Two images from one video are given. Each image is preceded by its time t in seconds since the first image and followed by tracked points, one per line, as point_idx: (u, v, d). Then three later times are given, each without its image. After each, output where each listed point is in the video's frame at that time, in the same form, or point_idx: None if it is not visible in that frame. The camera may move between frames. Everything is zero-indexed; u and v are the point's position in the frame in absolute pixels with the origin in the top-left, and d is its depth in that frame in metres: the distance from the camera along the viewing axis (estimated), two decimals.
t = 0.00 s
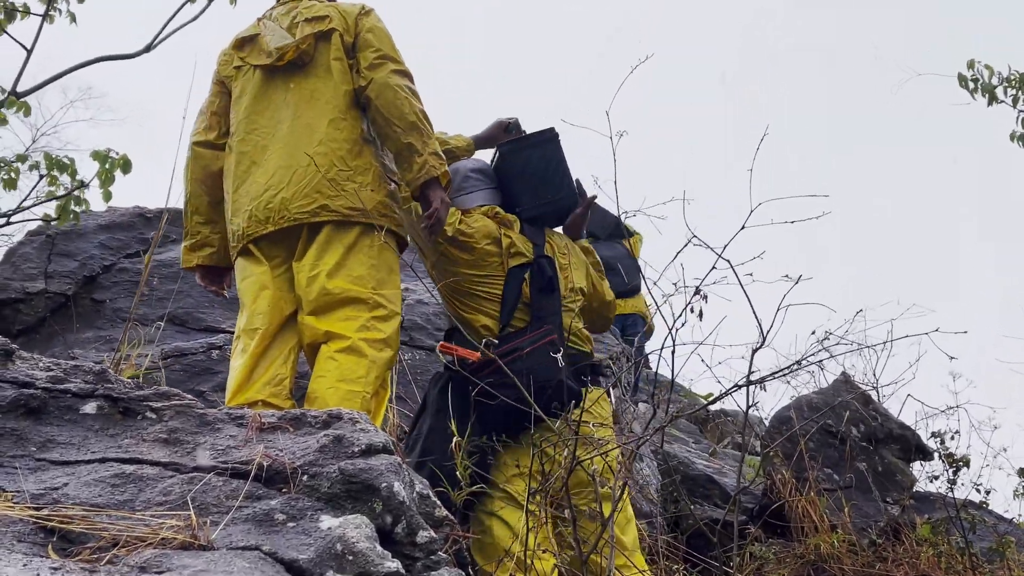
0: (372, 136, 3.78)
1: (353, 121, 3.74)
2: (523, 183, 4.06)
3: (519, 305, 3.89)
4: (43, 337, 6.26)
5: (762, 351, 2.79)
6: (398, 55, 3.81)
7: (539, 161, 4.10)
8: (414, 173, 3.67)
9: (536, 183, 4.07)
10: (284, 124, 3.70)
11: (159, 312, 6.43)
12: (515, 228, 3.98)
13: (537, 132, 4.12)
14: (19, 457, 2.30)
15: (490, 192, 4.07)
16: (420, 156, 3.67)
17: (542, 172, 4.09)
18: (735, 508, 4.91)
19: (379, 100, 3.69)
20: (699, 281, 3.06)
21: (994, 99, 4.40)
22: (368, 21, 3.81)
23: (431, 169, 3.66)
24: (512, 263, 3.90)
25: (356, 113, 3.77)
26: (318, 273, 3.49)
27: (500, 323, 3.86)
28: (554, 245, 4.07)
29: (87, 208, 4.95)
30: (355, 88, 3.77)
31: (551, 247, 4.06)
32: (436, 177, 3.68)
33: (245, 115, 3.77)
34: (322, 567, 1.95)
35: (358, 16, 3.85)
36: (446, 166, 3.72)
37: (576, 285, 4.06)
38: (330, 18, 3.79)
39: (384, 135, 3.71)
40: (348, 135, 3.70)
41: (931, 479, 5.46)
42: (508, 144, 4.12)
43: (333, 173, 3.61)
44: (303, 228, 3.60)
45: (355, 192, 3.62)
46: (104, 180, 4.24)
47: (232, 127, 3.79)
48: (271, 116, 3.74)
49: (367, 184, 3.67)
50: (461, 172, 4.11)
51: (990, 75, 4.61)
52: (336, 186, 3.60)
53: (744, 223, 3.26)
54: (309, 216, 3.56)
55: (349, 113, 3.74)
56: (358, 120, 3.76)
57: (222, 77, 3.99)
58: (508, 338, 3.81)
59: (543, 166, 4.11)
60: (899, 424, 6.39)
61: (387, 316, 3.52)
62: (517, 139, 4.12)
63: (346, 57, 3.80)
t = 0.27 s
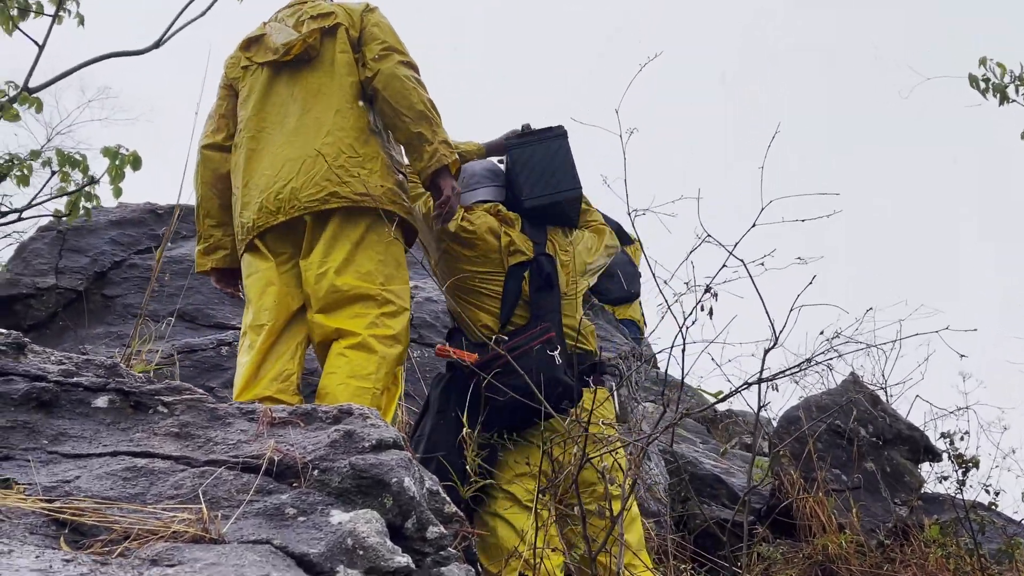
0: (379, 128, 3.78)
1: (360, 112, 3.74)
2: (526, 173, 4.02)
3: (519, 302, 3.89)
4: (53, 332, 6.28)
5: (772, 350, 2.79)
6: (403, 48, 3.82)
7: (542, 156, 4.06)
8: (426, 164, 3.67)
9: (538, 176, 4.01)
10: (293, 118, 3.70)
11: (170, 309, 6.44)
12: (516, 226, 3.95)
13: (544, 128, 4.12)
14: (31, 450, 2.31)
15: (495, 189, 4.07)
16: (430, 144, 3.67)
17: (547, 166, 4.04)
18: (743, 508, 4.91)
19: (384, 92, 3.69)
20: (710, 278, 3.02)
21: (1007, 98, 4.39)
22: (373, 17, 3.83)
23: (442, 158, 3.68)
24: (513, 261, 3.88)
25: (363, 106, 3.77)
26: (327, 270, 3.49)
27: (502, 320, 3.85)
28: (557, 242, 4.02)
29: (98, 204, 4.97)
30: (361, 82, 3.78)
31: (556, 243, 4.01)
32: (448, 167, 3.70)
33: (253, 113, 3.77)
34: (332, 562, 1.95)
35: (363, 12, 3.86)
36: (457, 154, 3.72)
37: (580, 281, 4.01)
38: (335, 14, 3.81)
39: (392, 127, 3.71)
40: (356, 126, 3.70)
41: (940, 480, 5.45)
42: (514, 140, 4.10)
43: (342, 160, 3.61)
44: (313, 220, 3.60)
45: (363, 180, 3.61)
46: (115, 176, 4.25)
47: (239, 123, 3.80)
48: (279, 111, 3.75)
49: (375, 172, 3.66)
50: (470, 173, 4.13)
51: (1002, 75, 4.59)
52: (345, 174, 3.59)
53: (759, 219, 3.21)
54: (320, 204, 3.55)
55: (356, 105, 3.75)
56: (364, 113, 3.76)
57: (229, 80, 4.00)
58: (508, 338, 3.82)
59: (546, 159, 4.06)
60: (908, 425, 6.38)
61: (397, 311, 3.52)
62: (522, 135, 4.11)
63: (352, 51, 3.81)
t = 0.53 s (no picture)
0: (385, 125, 3.78)
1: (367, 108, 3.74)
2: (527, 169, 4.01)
3: (524, 299, 3.85)
4: (65, 328, 6.30)
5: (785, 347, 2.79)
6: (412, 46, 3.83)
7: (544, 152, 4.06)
8: (428, 163, 3.68)
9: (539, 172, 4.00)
10: (299, 111, 3.70)
11: (181, 305, 6.45)
12: (518, 221, 3.94)
13: (546, 124, 4.11)
14: (46, 444, 2.31)
15: (500, 185, 4.08)
16: (434, 147, 3.69)
17: (548, 161, 4.03)
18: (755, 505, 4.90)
19: (390, 87, 3.69)
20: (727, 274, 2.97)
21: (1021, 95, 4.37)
22: (386, 17, 3.84)
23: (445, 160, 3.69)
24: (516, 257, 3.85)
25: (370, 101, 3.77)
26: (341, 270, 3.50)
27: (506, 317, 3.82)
28: (561, 235, 3.99)
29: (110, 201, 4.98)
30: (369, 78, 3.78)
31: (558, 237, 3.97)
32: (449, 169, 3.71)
33: (263, 107, 3.78)
34: (347, 557, 1.95)
35: (376, 13, 3.88)
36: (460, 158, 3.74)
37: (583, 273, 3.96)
38: (349, 14, 3.82)
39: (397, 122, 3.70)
40: (361, 120, 3.70)
41: (952, 479, 5.44)
42: (515, 137, 4.11)
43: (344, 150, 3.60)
44: (318, 211, 3.60)
45: (366, 170, 3.59)
46: (127, 173, 4.26)
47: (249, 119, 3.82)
48: (288, 105, 3.75)
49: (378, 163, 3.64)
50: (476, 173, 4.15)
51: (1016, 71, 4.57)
52: (346, 161, 3.58)
53: (774, 215, 3.18)
54: (318, 183, 3.53)
55: (363, 100, 3.74)
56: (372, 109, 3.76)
57: (244, 80, 4.02)
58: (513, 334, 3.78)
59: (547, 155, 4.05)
60: (919, 424, 6.36)
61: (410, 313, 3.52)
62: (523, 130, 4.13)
63: (362, 49, 3.81)
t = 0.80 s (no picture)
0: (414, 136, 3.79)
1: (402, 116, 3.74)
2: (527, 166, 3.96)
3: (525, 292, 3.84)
4: (77, 328, 6.31)
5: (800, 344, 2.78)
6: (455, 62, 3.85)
7: (546, 146, 4.02)
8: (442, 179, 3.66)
9: (540, 165, 3.95)
10: (337, 109, 3.70)
11: (192, 305, 6.47)
12: (520, 217, 3.95)
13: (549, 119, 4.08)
14: (61, 442, 2.32)
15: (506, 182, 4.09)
16: (452, 166, 3.67)
17: (548, 156, 3.97)
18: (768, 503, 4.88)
19: (428, 100, 3.70)
20: (741, 272, 2.98)
21: None
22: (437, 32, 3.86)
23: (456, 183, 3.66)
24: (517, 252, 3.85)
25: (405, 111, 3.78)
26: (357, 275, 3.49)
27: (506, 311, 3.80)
28: (565, 229, 3.99)
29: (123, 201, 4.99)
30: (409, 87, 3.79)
31: (562, 230, 3.96)
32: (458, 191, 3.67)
33: (299, 96, 3.77)
34: (363, 554, 1.95)
35: (427, 27, 3.90)
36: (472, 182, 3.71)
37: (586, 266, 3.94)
38: (403, 23, 3.84)
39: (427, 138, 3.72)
40: (394, 129, 3.70)
41: (965, 477, 5.41)
42: (516, 134, 4.08)
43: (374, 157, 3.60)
44: (340, 213, 3.60)
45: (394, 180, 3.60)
46: (139, 172, 4.27)
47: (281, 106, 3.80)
48: (323, 100, 3.75)
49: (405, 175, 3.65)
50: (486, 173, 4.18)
51: None
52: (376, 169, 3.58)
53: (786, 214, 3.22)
54: (344, 187, 3.53)
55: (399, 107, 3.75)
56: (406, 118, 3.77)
57: (280, 59, 3.99)
58: (513, 327, 3.76)
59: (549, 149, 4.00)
60: (931, 422, 6.34)
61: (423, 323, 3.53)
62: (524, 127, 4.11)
63: (409, 58, 3.82)
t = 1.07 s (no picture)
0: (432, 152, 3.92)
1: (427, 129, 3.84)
2: (528, 164, 4.05)
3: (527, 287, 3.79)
4: (87, 328, 6.33)
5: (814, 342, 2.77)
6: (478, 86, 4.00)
7: (547, 142, 4.11)
8: (452, 204, 3.81)
9: (539, 161, 4.05)
10: (364, 111, 3.76)
11: (202, 305, 6.47)
12: (521, 215, 3.92)
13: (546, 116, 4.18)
14: (76, 444, 2.32)
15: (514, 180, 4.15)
16: (466, 194, 3.84)
17: (547, 150, 4.07)
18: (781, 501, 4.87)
19: (453, 124, 3.85)
20: (755, 271, 2.99)
21: None
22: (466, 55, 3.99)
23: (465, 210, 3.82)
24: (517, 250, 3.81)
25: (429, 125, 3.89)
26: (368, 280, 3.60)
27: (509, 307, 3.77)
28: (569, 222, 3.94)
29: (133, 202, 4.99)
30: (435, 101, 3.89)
31: (564, 223, 3.91)
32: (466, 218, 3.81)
33: (327, 93, 3.84)
34: (379, 555, 1.95)
35: (458, 49, 4.03)
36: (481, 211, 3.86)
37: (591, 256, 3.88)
38: (437, 39, 3.94)
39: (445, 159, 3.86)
40: (418, 142, 3.80)
41: (978, 475, 5.39)
42: (518, 132, 4.19)
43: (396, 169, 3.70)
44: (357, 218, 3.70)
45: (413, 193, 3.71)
46: (149, 175, 4.28)
47: (306, 98, 3.85)
48: (347, 97, 3.80)
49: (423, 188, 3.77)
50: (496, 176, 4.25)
51: None
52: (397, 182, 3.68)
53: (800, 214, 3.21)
54: (367, 198, 3.62)
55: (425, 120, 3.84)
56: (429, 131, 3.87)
57: (305, 49, 4.02)
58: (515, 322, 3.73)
59: (549, 146, 4.09)
60: (943, 419, 6.32)
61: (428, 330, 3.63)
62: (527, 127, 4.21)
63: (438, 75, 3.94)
